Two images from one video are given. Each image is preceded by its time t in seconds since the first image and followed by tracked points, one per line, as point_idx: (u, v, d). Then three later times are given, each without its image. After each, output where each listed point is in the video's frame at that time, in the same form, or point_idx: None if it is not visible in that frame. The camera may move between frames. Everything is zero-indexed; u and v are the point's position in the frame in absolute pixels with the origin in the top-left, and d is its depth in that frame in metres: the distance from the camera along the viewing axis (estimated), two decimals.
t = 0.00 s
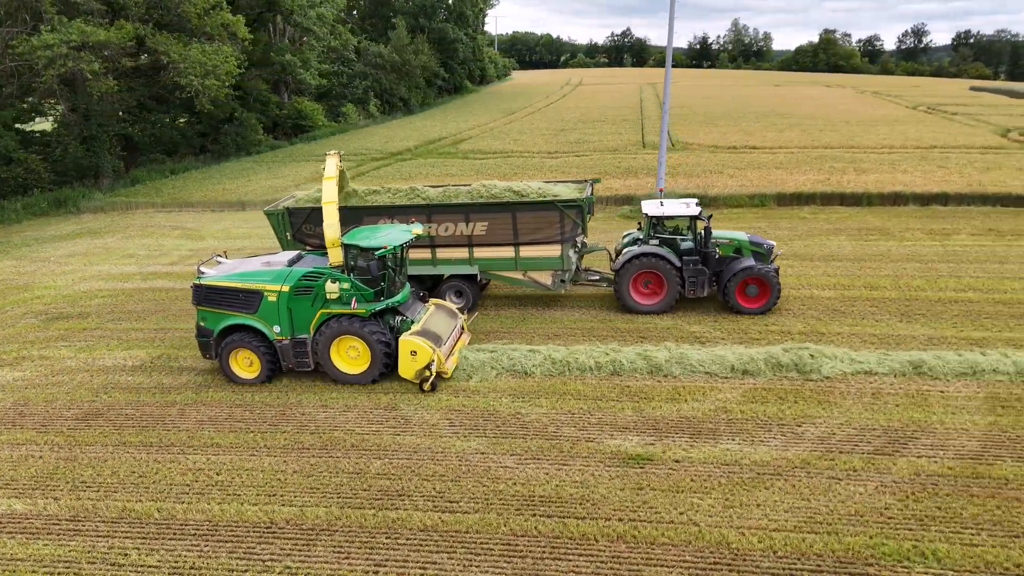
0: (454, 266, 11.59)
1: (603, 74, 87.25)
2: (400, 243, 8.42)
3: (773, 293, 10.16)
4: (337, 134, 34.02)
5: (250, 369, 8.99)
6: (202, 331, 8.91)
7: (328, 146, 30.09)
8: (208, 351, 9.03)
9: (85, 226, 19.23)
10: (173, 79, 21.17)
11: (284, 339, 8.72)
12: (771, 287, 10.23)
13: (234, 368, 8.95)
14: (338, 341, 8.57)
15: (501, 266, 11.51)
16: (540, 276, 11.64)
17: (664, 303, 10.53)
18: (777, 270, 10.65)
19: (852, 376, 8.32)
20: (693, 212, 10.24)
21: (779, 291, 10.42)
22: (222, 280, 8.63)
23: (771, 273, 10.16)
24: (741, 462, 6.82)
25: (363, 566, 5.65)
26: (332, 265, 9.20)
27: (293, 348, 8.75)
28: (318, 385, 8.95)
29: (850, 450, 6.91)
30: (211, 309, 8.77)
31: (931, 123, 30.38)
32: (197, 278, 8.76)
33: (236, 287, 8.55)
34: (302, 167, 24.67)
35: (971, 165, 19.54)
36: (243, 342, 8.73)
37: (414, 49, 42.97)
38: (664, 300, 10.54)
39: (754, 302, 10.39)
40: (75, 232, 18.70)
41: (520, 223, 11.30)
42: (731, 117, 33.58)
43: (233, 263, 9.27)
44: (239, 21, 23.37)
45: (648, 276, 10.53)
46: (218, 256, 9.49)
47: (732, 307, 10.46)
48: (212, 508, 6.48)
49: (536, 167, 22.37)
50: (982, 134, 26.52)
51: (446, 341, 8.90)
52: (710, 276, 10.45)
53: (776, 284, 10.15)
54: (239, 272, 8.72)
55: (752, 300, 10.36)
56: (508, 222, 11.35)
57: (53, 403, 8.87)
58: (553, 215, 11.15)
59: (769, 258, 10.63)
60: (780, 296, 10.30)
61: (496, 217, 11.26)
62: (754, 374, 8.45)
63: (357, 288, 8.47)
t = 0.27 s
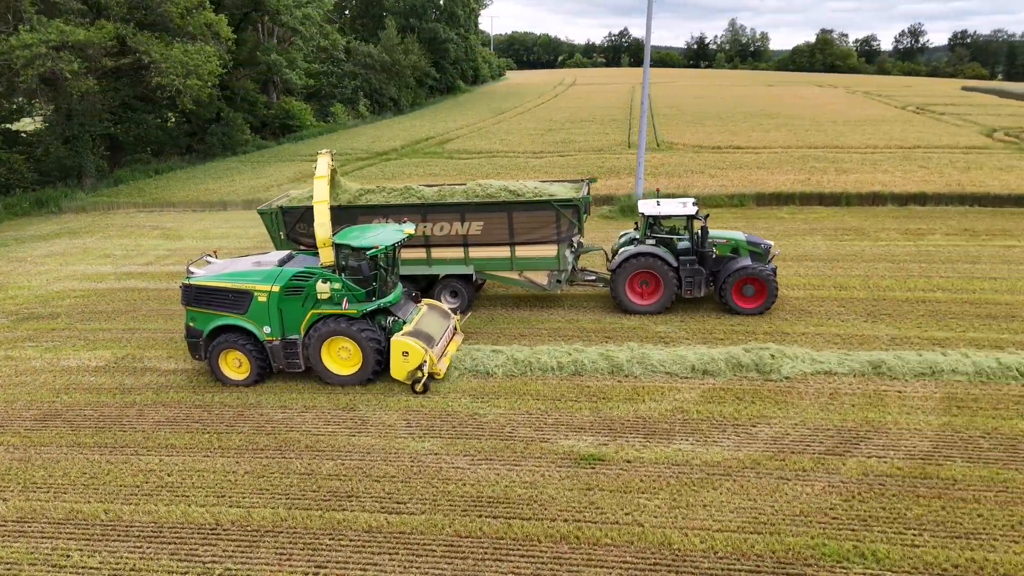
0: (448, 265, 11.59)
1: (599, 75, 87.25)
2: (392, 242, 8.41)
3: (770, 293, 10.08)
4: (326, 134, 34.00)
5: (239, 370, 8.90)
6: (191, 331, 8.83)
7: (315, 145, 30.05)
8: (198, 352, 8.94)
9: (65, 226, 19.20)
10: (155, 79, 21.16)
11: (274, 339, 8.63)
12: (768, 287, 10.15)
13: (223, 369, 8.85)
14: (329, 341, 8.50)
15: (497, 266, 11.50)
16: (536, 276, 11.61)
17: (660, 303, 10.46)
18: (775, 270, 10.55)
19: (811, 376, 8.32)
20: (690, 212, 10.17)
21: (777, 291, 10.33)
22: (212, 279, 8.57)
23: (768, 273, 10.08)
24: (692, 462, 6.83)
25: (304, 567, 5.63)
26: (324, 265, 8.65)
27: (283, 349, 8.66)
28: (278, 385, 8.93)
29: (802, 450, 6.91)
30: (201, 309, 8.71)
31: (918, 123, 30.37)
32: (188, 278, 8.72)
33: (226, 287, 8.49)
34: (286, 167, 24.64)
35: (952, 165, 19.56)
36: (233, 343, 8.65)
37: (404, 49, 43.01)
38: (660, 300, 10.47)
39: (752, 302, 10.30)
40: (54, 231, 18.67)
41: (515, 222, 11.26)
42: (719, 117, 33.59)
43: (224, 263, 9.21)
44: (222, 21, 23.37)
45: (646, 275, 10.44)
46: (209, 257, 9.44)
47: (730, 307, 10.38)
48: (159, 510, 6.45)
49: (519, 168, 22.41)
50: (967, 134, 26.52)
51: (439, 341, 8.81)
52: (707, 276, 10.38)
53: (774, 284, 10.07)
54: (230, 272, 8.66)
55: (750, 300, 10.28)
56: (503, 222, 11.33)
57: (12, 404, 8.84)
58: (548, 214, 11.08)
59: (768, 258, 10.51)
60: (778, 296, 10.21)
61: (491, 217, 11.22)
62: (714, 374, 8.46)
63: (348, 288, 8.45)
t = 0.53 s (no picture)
0: (443, 266, 11.41)
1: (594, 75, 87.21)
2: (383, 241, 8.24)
3: (767, 294, 10.01)
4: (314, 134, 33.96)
5: (230, 372, 8.80)
6: (180, 333, 8.72)
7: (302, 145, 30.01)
8: (187, 354, 8.83)
9: (45, 226, 19.16)
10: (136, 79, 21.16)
11: (264, 340, 8.53)
12: (765, 288, 10.07)
13: (213, 371, 8.75)
14: (320, 342, 8.38)
15: (492, 266, 11.36)
16: (532, 276, 11.46)
17: (656, 304, 10.41)
18: (772, 271, 10.49)
19: (771, 376, 8.31)
20: (687, 213, 10.04)
21: (773, 292, 10.27)
22: (201, 280, 8.47)
23: (765, 274, 10.00)
24: (643, 462, 6.82)
25: (242, 569, 5.61)
26: (314, 265, 8.50)
27: (274, 351, 8.57)
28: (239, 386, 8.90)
29: (753, 450, 6.91)
30: (190, 310, 8.60)
31: (905, 122, 30.37)
32: (177, 279, 8.61)
33: (215, 288, 8.38)
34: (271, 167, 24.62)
35: (932, 165, 19.58)
36: (222, 344, 8.55)
37: (394, 49, 43.05)
38: (656, 301, 10.41)
39: (748, 303, 10.24)
40: (33, 232, 18.62)
41: (511, 222, 11.19)
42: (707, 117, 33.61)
43: (214, 264, 9.11)
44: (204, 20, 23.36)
45: (642, 276, 10.35)
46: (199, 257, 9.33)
47: (725, 308, 10.32)
48: (104, 512, 6.43)
49: (503, 168, 22.40)
50: (953, 134, 26.50)
51: (430, 341, 8.79)
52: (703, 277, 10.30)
53: (770, 285, 10.00)
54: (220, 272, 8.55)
55: (746, 301, 10.21)
56: (499, 221, 11.27)
57: None
58: (544, 213, 11.03)
59: (764, 259, 10.44)
60: (774, 297, 10.15)
61: (486, 216, 11.16)
62: (674, 374, 8.47)
63: (339, 288, 8.29)
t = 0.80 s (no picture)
0: (438, 265, 11.40)
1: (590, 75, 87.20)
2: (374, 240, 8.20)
3: (764, 294, 9.93)
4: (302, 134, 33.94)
5: (219, 373, 8.68)
6: (168, 334, 8.60)
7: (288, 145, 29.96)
8: (176, 356, 8.71)
9: (24, 226, 19.11)
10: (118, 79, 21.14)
11: (255, 341, 8.45)
12: (762, 289, 10.00)
13: (203, 373, 8.63)
14: (311, 342, 8.32)
15: (488, 266, 11.34)
16: (527, 276, 11.48)
17: (651, 303, 10.40)
18: (769, 272, 10.45)
19: (730, 377, 8.32)
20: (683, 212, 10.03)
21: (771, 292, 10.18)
22: (190, 280, 8.36)
23: (763, 274, 9.93)
24: (593, 462, 6.81)
25: (181, 571, 5.58)
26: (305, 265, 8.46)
27: (264, 351, 8.49)
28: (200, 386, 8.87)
29: (704, 451, 6.92)
30: (178, 311, 8.48)
31: (892, 122, 30.36)
32: (165, 279, 8.49)
33: (205, 288, 8.29)
34: (255, 167, 24.59)
35: (913, 165, 19.58)
36: (212, 345, 8.44)
37: (383, 49, 43.21)
38: (652, 301, 10.39)
39: (745, 304, 10.17)
40: (12, 232, 18.58)
41: (506, 221, 11.12)
42: (696, 117, 33.62)
43: (202, 264, 9.01)
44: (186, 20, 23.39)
45: (637, 276, 10.32)
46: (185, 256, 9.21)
47: (721, 309, 10.27)
48: (50, 514, 6.40)
49: (486, 168, 22.41)
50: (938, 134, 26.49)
51: (423, 341, 8.72)
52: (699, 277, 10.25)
53: (768, 285, 9.92)
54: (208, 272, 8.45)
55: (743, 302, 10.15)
56: (494, 220, 11.19)
57: None
58: (539, 211, 10.95)
59: (762, 259, 10.42)
60: (771, 298, 10.05)
61: (481, 215, 11.09)
62: (633, 375, 8.48)
63: (330, 288, 8.24)
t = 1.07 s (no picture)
0: (433, 265, 11.31)
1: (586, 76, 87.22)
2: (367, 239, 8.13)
3: (760, 295, 9.86)
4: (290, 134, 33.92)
5: (210, 374, 8.59)
6: (158, 335, 8.50)
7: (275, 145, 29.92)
8: (165, 357, 8.61)
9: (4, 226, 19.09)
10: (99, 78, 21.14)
11: (246, 341, 8.36)
12: (758, 289, 9.92)
13: (193, 374, 8.54)
14: (304, 343, 8.26)
15: (483, 265, 11.25)
16: (522, 276, 11.39)
17: (648, 304, 10.32)
18: (766, 272, 10.43)
19: (689, 377, 8.33)
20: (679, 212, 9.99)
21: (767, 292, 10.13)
22: (180, 280, 8.27)
23: (759, 275, 9.86)
24: (544, 462, 6.79)
25: (118, 572, 5.57)
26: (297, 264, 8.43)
27: (255, 351, 8.41)
28: (161, 387, 8.84)
29: (655, 451, 6.91)
30: (168, 312, 8.38)
31: (880, 122, 30.37)
32: (154, 280, 8.39)
33: (194, 288, 8.20)
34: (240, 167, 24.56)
35: (893, 165, 19.58)
36: (202, 347, 8.34)
37: (374, 50, 43.16)
38: (648, 301, 10.31)
39: (741, 304, 10.10)
40: None
41: (501, 221, 11.01)
42: (684, 117, 33.65)
43: (192, 265, 8.91)
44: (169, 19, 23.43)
45: (633, 276, 10.25)
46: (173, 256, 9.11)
47: (718, 309, 10.18)
48: None
49: (470, 168, 22.39)
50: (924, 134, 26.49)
51: (416, 341, 8.65)
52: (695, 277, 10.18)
53: (764, 285, 9.86)
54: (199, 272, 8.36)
55: (739, 303, 10.07)
56: (489, 220, 11.08)
57: None
58: (534, 211, 10.82)
59: (758, 260, 10.42)
60: (768, 298, 9.97)
61: (476, 215, 10.98)
62: (592, 375, 8.49)
63: (322, 288, 8.18)
